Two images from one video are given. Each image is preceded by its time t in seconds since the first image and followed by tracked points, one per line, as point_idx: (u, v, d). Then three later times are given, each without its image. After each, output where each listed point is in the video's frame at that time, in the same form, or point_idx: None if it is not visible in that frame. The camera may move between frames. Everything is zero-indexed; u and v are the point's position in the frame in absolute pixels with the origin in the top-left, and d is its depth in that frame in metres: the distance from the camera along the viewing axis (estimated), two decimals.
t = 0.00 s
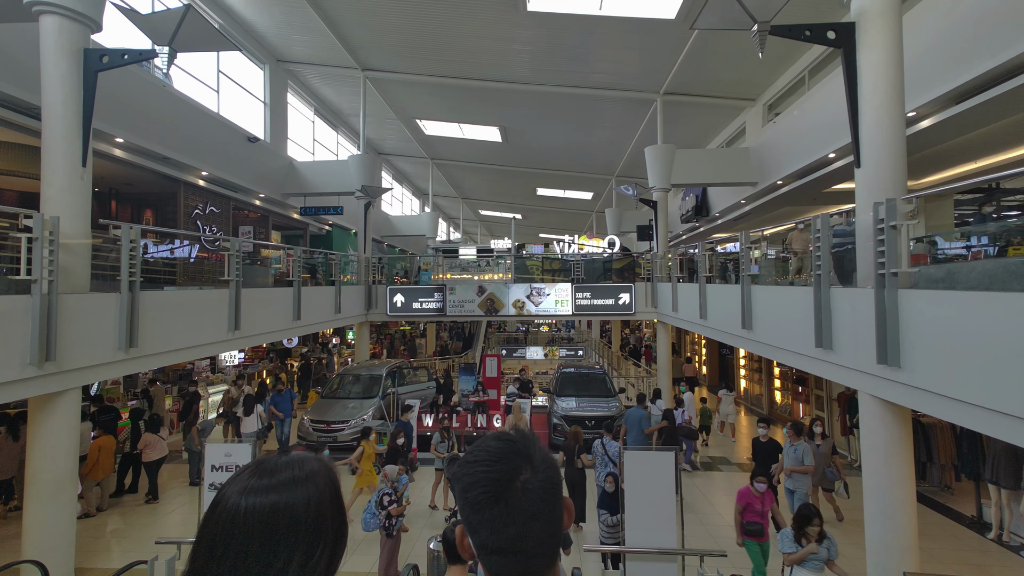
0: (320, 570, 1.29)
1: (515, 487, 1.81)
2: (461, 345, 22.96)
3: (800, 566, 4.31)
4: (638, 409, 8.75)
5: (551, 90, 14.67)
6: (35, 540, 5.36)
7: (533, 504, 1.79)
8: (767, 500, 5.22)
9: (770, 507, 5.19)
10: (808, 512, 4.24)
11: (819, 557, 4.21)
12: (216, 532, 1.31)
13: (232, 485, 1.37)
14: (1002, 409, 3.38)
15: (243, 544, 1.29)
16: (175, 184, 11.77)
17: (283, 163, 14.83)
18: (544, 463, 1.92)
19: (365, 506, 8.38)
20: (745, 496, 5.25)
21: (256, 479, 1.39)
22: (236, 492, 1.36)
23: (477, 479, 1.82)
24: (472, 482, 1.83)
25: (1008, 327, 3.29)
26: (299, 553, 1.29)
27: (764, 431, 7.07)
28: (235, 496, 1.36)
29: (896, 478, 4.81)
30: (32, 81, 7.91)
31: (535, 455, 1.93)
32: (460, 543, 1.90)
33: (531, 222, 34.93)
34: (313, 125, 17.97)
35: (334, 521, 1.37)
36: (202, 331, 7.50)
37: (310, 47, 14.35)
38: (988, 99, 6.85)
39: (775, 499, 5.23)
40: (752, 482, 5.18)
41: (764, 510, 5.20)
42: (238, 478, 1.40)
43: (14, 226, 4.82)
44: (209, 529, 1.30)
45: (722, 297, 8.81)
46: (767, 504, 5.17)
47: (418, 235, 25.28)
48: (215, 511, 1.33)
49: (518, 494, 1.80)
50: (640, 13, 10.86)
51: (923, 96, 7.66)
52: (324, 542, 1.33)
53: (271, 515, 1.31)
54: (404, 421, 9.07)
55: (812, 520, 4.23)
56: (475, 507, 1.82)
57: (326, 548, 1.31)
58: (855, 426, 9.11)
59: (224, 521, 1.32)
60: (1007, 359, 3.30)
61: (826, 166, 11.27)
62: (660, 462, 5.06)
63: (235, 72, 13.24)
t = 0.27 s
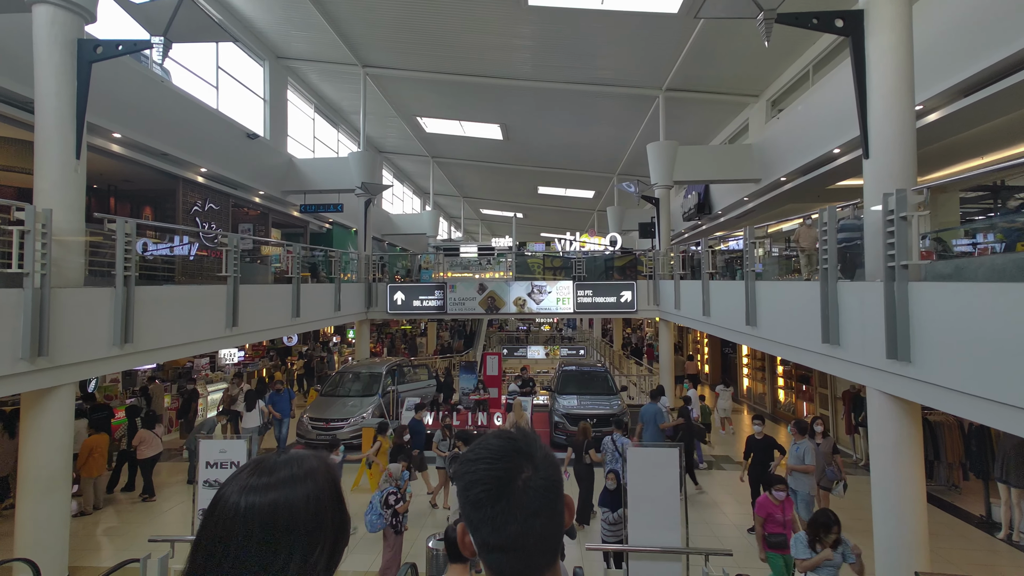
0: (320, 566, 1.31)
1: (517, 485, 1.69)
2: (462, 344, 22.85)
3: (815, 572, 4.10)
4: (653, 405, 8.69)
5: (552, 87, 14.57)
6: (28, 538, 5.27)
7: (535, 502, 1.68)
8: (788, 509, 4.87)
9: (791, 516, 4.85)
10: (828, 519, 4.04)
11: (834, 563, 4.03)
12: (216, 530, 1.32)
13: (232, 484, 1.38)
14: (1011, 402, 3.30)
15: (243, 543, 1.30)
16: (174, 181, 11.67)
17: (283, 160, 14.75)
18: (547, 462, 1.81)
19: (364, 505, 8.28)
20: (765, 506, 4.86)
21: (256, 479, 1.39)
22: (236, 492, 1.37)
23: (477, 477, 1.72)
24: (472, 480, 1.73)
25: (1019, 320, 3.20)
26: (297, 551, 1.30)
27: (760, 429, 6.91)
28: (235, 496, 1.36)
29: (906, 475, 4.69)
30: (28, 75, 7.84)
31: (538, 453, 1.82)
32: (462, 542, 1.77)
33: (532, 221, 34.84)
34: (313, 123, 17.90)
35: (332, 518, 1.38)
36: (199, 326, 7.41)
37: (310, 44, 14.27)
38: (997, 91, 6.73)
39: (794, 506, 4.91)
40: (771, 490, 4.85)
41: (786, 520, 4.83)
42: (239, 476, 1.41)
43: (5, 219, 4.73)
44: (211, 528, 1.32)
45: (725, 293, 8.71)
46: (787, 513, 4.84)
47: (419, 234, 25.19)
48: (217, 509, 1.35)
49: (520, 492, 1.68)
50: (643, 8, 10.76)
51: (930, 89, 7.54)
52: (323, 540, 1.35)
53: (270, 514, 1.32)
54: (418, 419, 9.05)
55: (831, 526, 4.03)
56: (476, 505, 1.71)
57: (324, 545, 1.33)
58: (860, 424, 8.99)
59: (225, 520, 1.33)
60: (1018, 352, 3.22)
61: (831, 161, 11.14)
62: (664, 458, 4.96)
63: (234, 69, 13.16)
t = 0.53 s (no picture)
0: (318, 567, 1.24)
1: (514, 483, 1.61)
2: (463, 343, 22.75)
3: None
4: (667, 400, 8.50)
5: (553, 83, 14.46)
6: (19, 537, 5.18)
7: (536, 501, 1.60)
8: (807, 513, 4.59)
9: (810, 521, 4.58)
10: (848, 526, 3.79)
11: (852, 570, 3.81)
12: (213, 528, 1.26)
13: (232, 481, 1.32)
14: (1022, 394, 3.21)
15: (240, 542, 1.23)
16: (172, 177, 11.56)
17: (282, 158, 14.66)
18: (546, 460, 1.72)
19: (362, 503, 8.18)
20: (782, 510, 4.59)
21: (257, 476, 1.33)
22: (234, 490, 1.30)
23: (476, 474, 1.63)
24: (471, 478, 1.64)
25: None
26: (296, 552, 1.24)
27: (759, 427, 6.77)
28: (234, 494, 1.30)
29: (915, 472, 4.59)
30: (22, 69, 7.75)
31: (537, 451, 1.73)
32: (461, 540, 1.71)
33: (533, 219, 34.74)
34: (313, 120, 17.81)
35: (333, 520, 1.31)
36: (196, 322, 7.33)
37: (309, 40, 14.19)
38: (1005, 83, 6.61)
39: (814, 511, 4.63)
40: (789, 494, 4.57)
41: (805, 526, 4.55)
42: (239, 474, 1.34)
43: None
44: (210, 527, 1.26)
45: (728, 290, 8.60)
46: (806, 519, 4.56)
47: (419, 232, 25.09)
48: (216, 508, 1.29)
49: (518, 491, 1.60)
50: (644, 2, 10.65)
51: (937, 82, 7.43)
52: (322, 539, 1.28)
53: (270, 512, 1.26)
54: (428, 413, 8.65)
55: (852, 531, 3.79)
56: (475, 502, 1.63)
57: (324, 546, 1.26)
58: (864, 423, 8.87)
59: (223, 518, 1.27)
60: None
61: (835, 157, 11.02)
62: (666, 454, 4.87)
63: (232, 65, 13.07)
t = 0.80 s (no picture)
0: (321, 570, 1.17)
1: (512, 484, 1.53)
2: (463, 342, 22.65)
3: None
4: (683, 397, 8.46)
5: (554, 80, 14.35)
6: (9, 536, 5.08)
7: (539, 502, 1.52)
8: (828, 523, 4.29)
9: (831, 531, 4.27)
10: (870, 531, 3.55)
11: None
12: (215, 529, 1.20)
13: (236, 481, 1.26)
14: None
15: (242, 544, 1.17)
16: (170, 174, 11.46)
17: (281, 155, 14.57)
18: (547, 460, 1.63)
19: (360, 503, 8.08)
20: (799, 516, 4.33)
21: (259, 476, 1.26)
22: (236, 490, 1.24)
23: (476, 473, 1.55)
24: (470, 476, 1.56)
25: None
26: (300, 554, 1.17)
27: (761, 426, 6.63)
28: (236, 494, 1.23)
29: (924, 471, 4.49)
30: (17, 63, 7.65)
31: (536, 451, 1.65)
32: (460, 539, 1.66)
33: (533, 219, 34.65)
34: (313, 118, 17.73)
35: (337, 521, 1.24)
36: (192, 319, 7.25)
37: (309, 37, 14.10)
38: (1013, 75, 6.49)
39: (836, 521, 4.30)
40: (808, 500, 4.29)
41: (824, 536, 4.26)
42: (242, 474, 1.28)
43: None
44: (212, 527, 1.20)
45: (731, 286, 8.50)
46: (825, 528, 4.26)
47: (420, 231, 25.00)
48: (218, 508, 1.22)
49: (515, 492, 1.52)
50: None
51: (944, 75, 7.31)
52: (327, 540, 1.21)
53: (272, 512, 1.19)
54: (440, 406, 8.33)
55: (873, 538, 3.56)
56: (475, 502, 1.55)
57: (328, 547, 1.19)
58: (869, 421, 8.75)
59: (226, 519, 1.21)
60: None
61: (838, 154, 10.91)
62: (669, 452, 4.76)
63: (231, 61, 12.97)
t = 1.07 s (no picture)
0: (341, 563, 1.20)
1: (513, 484, 1.51)
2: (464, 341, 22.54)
3: None
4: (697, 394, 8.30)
5: (555, 76, 14.25)
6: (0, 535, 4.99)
7: (542, 502, 1.49)
8: (855, 531, 4.06)
9: (857, 541, 4.04)
10: (889, 538, 3.40)
11: None
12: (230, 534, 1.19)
13: (247, 484, 1.26)
14: None
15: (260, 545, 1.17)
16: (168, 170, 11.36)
17: (281, 152, 14.47)
18: (551, 461, 1.58)
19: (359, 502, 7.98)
20: (823, 520, 4.13)
21: (273, 476, 1.27)
22: (249, 493, 1.24)
23: (478, 472, 1.55)
24: (473, 474, 1.56)
25: None
26: (320, 551, 1.19)
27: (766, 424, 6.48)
28: (249, 497, 1.23)
29: (935, 468, 4.38)
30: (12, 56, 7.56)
31: (540, 453, 1.60)
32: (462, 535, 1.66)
33: (534, 217, 34.54)
34: (313, 115, 17.65)
35: (351, 515, 1.26)
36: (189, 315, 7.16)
37: (309, 33, 14.00)
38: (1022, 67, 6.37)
39: (864, 529, 4.07)
40: (833, 505, 4.08)
41: (849, 544, 4.04)
42: (251, 477, 1.28)
43: None
44: (226, 532, 1.19)
45: (735, 283, 8.39)
46: (852, 537, 4.04)
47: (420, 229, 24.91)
48: (231, 512, 1.22)
49: (515, 492, 1.49)
50: None
51: (951, 67, 7.19)
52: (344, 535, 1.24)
53: (292, 510, 1.20)
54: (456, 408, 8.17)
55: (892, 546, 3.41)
56: (476, 500, 1.55)
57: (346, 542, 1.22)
58: (875, 420, 8.64)
59: (240, 523, 1.20)
60: None
61: (843, 149, 10.79)
62: (674, 448, 4.65)
63: (229, 57, 12.88)
